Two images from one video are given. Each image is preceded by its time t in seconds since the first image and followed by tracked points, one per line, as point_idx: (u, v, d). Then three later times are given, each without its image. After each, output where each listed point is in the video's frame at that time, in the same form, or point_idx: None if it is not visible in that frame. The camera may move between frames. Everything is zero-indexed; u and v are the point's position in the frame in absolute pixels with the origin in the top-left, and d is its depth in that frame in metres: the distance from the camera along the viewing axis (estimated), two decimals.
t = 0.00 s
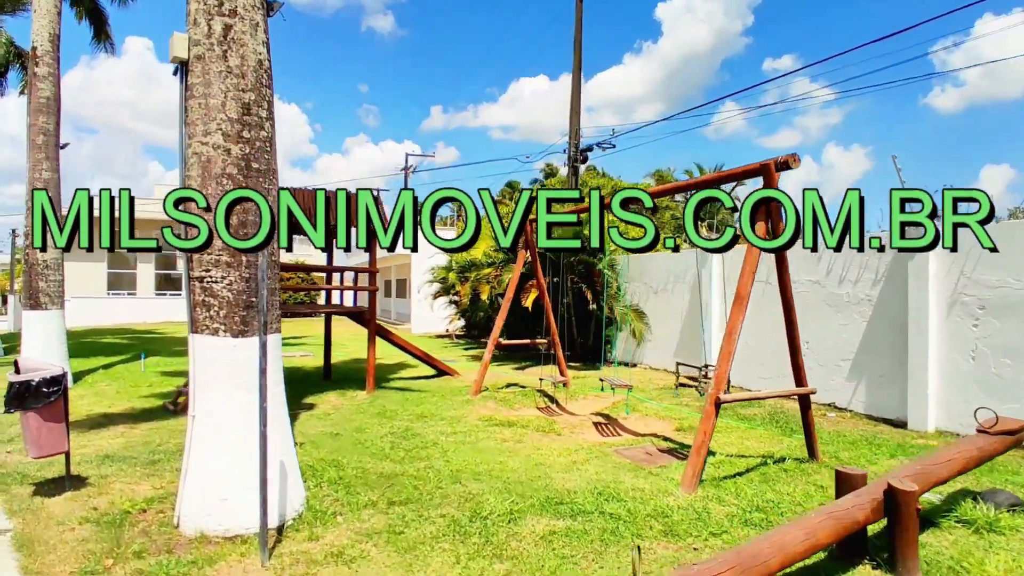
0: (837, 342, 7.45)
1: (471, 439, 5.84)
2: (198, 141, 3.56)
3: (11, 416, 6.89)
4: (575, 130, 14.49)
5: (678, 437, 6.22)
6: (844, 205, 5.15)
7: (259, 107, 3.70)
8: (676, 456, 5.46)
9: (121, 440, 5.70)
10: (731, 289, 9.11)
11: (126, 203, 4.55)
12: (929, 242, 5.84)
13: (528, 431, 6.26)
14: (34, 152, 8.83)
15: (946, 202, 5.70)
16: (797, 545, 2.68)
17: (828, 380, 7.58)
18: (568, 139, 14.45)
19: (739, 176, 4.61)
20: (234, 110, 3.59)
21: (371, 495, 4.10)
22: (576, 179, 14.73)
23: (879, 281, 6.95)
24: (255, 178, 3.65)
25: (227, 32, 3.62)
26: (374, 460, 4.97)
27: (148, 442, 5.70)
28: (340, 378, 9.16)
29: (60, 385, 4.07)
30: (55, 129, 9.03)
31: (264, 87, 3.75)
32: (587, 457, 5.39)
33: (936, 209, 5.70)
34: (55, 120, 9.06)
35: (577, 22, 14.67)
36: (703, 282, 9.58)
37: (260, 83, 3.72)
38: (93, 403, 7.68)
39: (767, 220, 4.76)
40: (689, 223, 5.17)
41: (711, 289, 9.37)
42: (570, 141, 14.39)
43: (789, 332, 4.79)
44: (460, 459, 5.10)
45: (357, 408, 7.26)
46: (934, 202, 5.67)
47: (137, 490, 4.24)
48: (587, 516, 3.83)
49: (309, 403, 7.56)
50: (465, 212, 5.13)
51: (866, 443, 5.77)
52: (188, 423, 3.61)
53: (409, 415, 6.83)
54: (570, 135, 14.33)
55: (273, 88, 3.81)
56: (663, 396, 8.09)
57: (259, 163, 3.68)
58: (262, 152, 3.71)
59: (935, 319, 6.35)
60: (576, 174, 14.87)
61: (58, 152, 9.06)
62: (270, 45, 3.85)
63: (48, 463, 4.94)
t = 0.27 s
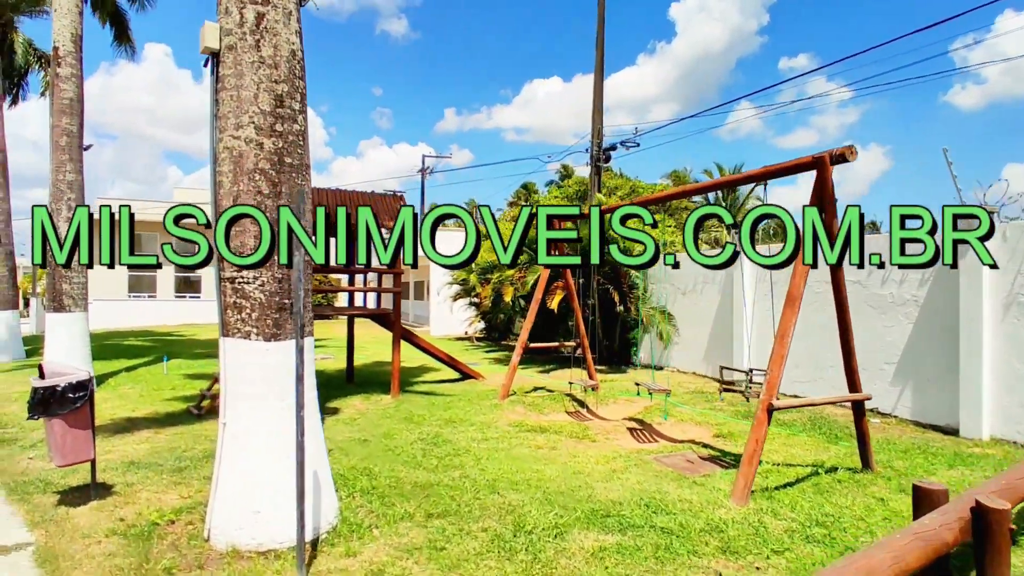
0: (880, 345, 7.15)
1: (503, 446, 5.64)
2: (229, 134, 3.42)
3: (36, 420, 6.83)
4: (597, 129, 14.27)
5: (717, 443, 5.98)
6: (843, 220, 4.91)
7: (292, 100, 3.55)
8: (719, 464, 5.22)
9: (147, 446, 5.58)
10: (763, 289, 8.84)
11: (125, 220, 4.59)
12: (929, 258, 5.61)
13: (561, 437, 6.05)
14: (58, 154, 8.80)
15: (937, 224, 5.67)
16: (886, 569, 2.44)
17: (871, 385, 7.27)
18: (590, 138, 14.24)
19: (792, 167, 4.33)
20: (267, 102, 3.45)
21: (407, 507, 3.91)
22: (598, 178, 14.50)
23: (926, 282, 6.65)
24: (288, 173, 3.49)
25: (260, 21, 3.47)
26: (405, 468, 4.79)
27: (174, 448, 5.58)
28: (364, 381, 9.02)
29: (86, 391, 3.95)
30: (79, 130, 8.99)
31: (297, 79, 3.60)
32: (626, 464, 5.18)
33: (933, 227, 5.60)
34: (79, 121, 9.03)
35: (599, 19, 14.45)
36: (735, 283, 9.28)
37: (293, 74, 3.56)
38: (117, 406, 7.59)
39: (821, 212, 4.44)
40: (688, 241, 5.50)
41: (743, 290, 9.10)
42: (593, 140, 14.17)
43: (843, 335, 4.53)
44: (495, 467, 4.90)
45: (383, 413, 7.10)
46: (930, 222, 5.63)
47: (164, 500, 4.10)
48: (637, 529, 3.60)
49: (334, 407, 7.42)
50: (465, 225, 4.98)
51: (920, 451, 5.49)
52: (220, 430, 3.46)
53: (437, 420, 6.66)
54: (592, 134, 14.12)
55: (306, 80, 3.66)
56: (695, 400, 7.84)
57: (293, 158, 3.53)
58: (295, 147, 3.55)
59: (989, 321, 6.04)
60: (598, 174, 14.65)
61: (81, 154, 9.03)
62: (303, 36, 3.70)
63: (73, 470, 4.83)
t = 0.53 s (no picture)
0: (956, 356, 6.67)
1: (558, 460, 5.36)
2: (287, 130, 3.21)
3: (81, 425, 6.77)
4: (637, 131, 13.92)
5: (786, 460, 5.60)
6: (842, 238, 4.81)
7: (352, 94, 3.32)
8: (793, 483, 4.86)
9: (192, 455, 5.44)
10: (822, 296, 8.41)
11: (125, 233, 4.84)
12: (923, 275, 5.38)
13: (617, 452, 5.74)
14: (103, 160, 8.82)
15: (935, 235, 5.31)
16: None
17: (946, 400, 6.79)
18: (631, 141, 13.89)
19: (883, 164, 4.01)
20: (327, 96, 3.23)
21: (468, 528, 3.65)
22: (639, 182, 14.14)
23: (1011, 289, 6.17)
24: (348, 171, 3.26)
25: (320, 10, 3.26)
26: (460, 484, 4.54)
27: (219, 457, 5.42)
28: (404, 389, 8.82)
29: (136, 400, 3.79)
30: (123, 135, 9.01)
31: (357, 72, 3.37)
32: (692, 482, 4.85)
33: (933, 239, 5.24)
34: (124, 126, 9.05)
35: (640, 19, 14.12)
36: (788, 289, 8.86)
37: (353, 67, 3.34)
38: (160, 412, 7.52)
39: (915, 217, 4.07)
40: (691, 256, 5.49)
41: (799, 297, 8.67)
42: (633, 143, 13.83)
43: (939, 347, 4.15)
44: (554, 485, 4.62)
45: (428, 422, 6.87)
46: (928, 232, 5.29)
47: (213, 515, 3.91)
48: (724, 559, 3.28)
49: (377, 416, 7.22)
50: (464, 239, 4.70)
51: (1014, 473, 5.04)
52: (275, 444, 3.25)
53: (485, 431, 6.40)
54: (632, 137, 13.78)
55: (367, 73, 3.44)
56: (752, 413, 7.45)
57: (353, 155, 3.29)
58: (356, 143, 3.31)
59: None
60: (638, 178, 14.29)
61: (126, 159, 9.04)
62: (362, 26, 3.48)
63: (120, 479, 4.69)
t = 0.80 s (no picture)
0: None
1: (608, 471, 5.09)
2: (339, 120, 2.99)
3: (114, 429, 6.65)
4: (669, 130, 13.61)
5: (849, 473, 5.28)
6: (844, 254, 4.49)
7: (407, 82, 3.10)
8: (864, 498, 4.54)
9: (228, 462, 5.26)
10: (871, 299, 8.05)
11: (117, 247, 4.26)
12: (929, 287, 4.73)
13: (668, 462, 5.46)
14: (135, 160, 8.75)
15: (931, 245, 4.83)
16: None
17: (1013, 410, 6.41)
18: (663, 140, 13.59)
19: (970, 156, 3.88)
20: (382, 83, 3.00)
21: (525, 545, 3.42)
22: (671, 183, 13.83)
23: None
24: (403, 164, 3.03)
25: None
26: (509, 496, 4.30)
27: (255, 464, 5.24)
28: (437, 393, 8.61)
29: (176, 405, 3.60)
30: (156, 135, 8.95)
31: (412, 58, 3.15)
32: (755, 497, 4.54)
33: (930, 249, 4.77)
34: (156, 126, 8.98)
35: (673, 17, 13.82)
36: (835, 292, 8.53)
37: (408, 52, 3.13)
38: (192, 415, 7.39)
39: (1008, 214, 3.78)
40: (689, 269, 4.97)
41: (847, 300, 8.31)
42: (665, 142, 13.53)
43: None
44: (609, 498, 4.36)
45: (465, 429, 6.65)
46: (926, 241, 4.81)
47: (255, 527, 3.71)
48: None
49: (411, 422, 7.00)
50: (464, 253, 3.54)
51: None
52: (325, 455, 3.05)
53: (526, 439, 6.14)
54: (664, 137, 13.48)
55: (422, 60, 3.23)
56: (805, 422, 7.10)
57: (409, 147, 3.07)
58: (411, 134, 3.09)
59: None
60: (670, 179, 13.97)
61: (158, 159, 8.97)
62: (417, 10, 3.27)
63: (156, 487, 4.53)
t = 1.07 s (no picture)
0: None
1: (649, 480, 4.83)
2: (383, 103, 2.76)
3: (131, 431, 6.45)
4: (692, 128, 13.32)
5: (903, 484, 5.00)
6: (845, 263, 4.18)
7: (454, 63, 2.87)
8: (926, 513, 4.27)
9: (250, 467, 5.04)
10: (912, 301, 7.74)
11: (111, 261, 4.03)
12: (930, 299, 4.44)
13: (710, 471, 5.20)
14: (152, 155, 8.57)
15: (929, 254, 4.55)
16: None
17: None
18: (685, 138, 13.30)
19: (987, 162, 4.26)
20: (429, 64, 2.78)
21: (575, 564, 3.18)
22: (692, 182, 13.53)
23: None
24: (451, 152, 2.80)
25: None
26: (549, 508, 4.06)
27: (279, 470, 5.02)
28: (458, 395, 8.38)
29: (201, 410, 3.38)
30: (173, 130, 8.77)
31: (460, 38, 2.92)
32: (810, 510, 4.27)
33: (930, 259, 4.48)
34: (173, 121, 8.80)
35: (696, 12, 13.53)
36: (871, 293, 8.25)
37: (456, 32, 2.89)
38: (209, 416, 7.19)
39: None
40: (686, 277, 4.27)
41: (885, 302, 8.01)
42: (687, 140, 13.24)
43: None
44: (656, 511, 4.10)
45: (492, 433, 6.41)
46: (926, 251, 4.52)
47: (285, 540, 3.48)
48: None
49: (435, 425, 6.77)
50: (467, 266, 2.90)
51: None
52: (363, 467, 2.82)
53: (557, 445, 5.88)
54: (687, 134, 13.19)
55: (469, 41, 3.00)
56: (845, 429, 6.80)
57: (456, 134, 2.84)
58: (458, 120, 2.86)
59: None
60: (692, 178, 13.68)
61: (175, 154, 8.79)
62: None
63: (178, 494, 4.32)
